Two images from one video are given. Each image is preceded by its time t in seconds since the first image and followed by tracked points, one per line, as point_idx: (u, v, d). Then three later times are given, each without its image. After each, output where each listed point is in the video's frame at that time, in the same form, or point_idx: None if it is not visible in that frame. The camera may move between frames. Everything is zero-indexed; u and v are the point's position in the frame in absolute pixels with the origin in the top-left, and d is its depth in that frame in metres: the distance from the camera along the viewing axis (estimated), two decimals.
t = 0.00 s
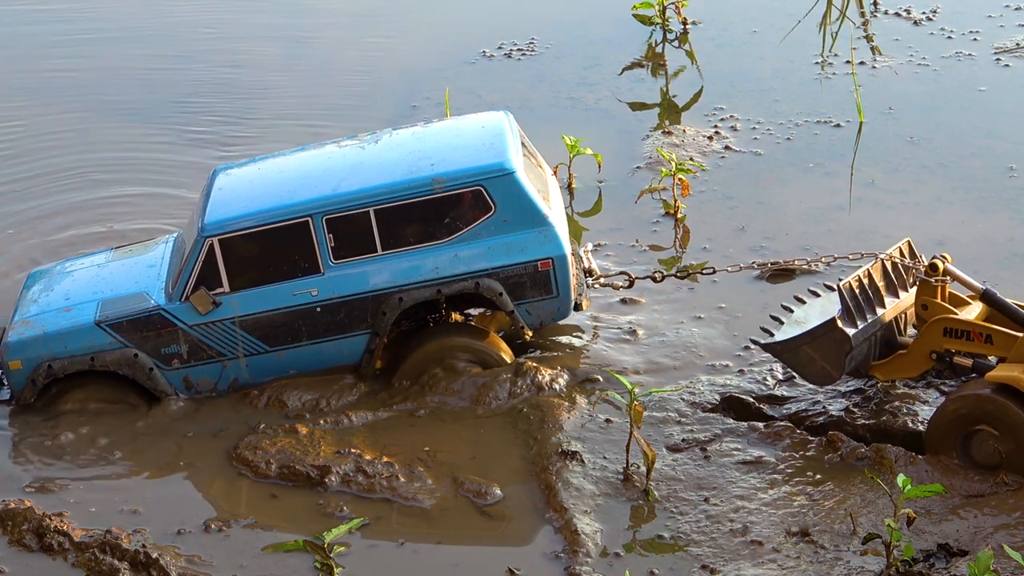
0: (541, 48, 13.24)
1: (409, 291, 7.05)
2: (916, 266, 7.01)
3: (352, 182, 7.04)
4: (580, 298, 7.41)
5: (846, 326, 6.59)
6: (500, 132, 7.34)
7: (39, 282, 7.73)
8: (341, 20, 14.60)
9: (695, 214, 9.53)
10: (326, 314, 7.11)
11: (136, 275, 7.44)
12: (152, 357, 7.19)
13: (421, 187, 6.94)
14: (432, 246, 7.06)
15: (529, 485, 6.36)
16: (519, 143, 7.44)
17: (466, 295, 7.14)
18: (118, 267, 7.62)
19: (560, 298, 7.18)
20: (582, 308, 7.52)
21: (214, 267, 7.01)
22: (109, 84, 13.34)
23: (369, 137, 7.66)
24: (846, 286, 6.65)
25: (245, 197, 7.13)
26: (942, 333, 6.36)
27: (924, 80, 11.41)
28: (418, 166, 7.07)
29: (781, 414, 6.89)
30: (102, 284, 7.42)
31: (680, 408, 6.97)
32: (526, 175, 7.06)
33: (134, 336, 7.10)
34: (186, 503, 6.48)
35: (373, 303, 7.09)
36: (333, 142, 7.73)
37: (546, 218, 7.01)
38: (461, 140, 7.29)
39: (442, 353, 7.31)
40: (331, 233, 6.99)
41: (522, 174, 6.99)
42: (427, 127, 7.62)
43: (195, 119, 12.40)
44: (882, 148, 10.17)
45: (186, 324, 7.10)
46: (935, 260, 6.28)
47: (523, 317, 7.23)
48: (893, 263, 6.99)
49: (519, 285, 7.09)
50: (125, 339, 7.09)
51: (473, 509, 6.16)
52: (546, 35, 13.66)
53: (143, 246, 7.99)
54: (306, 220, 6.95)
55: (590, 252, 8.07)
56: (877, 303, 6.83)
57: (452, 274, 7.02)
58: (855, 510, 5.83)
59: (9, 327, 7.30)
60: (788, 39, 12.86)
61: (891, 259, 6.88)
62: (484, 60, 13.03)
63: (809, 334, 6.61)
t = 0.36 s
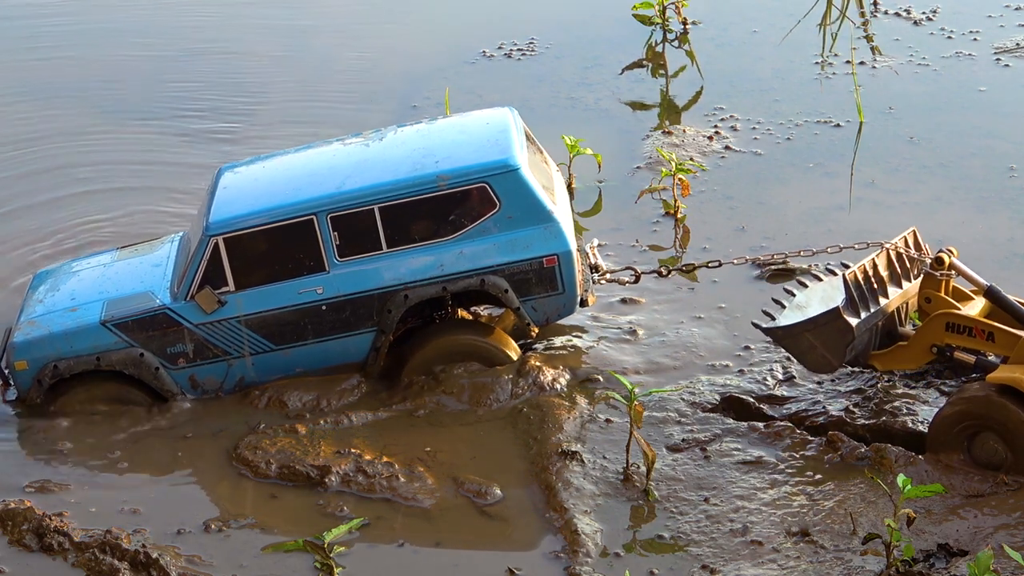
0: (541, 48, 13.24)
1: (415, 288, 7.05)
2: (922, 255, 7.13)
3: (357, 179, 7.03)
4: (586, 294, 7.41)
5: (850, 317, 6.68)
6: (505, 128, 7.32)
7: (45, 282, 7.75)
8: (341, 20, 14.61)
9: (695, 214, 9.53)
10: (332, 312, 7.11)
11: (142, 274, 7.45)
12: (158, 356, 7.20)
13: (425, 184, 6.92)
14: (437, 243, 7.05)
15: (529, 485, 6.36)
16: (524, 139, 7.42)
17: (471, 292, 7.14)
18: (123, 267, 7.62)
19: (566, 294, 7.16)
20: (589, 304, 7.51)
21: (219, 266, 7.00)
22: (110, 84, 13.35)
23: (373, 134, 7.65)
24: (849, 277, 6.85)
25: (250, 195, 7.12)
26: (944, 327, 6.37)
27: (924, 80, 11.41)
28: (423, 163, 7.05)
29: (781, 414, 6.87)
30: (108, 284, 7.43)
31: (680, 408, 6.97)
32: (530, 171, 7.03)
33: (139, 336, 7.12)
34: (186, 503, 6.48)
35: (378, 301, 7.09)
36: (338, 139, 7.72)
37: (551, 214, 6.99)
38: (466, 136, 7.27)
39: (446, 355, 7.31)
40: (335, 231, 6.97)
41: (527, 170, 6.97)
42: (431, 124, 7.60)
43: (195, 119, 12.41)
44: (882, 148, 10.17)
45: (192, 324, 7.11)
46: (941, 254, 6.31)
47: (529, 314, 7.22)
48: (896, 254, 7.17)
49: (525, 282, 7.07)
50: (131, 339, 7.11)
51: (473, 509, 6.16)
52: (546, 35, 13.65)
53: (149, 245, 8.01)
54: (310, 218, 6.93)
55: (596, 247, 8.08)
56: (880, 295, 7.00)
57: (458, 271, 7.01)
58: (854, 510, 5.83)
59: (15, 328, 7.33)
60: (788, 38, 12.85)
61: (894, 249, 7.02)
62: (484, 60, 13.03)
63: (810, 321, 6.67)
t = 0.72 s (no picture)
0: (541, 48, 13.23)
1: (424, 286, 7.02)
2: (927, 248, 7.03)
3: (366, 176, 7.03)
4: (595, 290, 7.38)
5: (853, 306, 6.65)
6: (514, 125, 7.31)
7: (54, 278, 7.75)
8: (341, 19, 14.61)
9: (695, 214, 9.53)
10: (341, 309, 7.10)
11: (150, 271, 7.45)
12: (167, 353, 7.18)
13: (434, 181, 6.92)
14: (446, 241, 7.03)
15: (529, 485, 6.36)
16: (533, 136, 7.41)
17: (479, 289, 7.11)
18: (131, 263, 7.61)
19: (575, 291, 7.12)
20: (598, 300, 7.49)
21: (228, 263, 7.00)
22: (109, 84, 13.35)
23: (382, 131, 7.65)
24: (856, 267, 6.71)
25: (258, 191, 7.12)
26: (947, 322, 6.38)
27: (924, 80, 11.41)
28: (432, 160, 7.05)
29: (781, 414, 6.87)
30: (116, 281, 7.42)
31: (680, 408, 6.97)
32: (540, 168, 7.02)
33: (148, 333, 7.10)
34: (186, 503, 6.48)
35: (387, 298, 7.06)
36: (346, 136, 7.71)
37: (559, 211, 6.96)
38: (475, 133, 7.27)
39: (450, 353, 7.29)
40: (344, 227, 6.96)
41: (536, 167, 6.96)
42: (440, 121, 7.59)
43: (195, 119, 12.41)
44: (881, 148, 10.17)
45: (201, 320, 7.10)
46: (948, 249, 6.27)
47: (538, 311, 7.17)
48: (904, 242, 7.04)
49: (533, 279, 7.04)
50: (139, 335, 7.09)
51: (473, 509, 6.17)
52: (546, 35, 13.65)
53: (157, 241, 8.00)
54: (319, 215, 6.92)
55: (605, 241, 8.05)
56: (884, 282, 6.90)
57: (467, 268, 6.99)
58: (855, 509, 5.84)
59: (23, 325, 7.32)
60: (789, 39, 12.85)
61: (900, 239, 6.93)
62: (484, 60, 13.03)
63: (814, 309, 6.76)
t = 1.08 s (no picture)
0: (541, 48, 13.23)
1: (435, 282, 6.97)
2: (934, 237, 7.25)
3: (377, 172, 6.99)
4: (605, 287, 7.31)
5: (857, 295, 6.92)
6: (525, 121, 7.26)
7: (64, 271, 7.76)
8: (342, 19, 14.61)
9: (696, 214, 9.53)
10: (351, 306, 7.05)
11: (160, 266, 7.45)
12: (177, 349, 7.16)
13: (445, 177, 6.87)
14: (457, 237, 6.98)
15: (529, 485, 6.36)
16: (544, 132, 7.36)
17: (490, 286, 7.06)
18: (141, 258, 7.62)
19: (586, 288, 7.07)
20: (608, 297, 7.42)
21: (239, 259, 6.98)
22: (109, 84, 13.35)
23: (393, 126, 7.61)
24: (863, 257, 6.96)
25: (269, 187, 7.09)
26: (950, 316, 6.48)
27: (924, 80, 11.40)
28: (443, 156, 7.00)
29: (781, 414, 6.87)
30: (126, 275, 7.41)
31: (680, 408, 6.97)
32: (551, 165, 6.97)
33: (158, 329, 7.09)
34: (186, 503, 6.49)
35: (398, 294, 7.02)
36: (357, 131, 7.68)
37: (571, 208, 6.91)
38: (486, 129, 7.22)
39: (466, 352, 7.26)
40: (355, 223, 6.92)
41: (547, 164, 6.91)
42: (451, 117, 7.55)
43: (195, 119, 12.42)
44: (881, 148, 10.17)
45: (211, 316, 7.06)
46: (956, 243, 6.39)
47: (548, 308, 7.12)
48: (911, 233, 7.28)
49: (545, 276, 6.98)
50: (150, 331, 7.08)
51: (473, 509, 6.17)
52: (546, 35, 13.65)
53: (167, 235, 8.02)
54: (330, 211, 6.89)
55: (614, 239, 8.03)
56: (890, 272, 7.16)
57: (478, 265, 6.94)
58: (855, 509, 5.84)
59: (33, 319, 7.32)
60: (789, 38, 12.85)
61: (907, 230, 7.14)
62: (484, 60, 13.03)
63: (818, 296, 7.01)
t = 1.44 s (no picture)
0: (541, 48, 13.23)
1: (444, 280, 6.92)
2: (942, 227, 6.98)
3: (386, 169, 6.92)
4: (615, 285, 7.26)
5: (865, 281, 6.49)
6: (536, 117, 7.18)
7: (74, 264, 7.71)
8: (342, 19, 14.61)
9: (695, 214, 9.53)
10: (361, 303, 7.00)
11: (169, 261, 7.40)
12: (185, 346, 7.10)
13: (455, 176, 6.80)
14: (466, 235, 6.92)
15: (529, 485, 6.36)
16: (555, 128, 7.28)
17: (499, 284, 6.99)
18: (151, 251, 7.58)
19: (596, 286, 6.99)
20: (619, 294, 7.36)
21: (247, 257, 6.91)
22: (110, 84, 13.36)
23: (403, 121, 7.53)
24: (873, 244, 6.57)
25: (278, 183, 7.03)
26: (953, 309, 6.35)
27: (924, 80, 11.40)
28: (453, 154, 6.93)
29: (781, 414, 6.87)
30: (135, 270, 7.36)
31: (680, 408, 6.97)
32: (562, 163, 6.89)
33: (166, 326, 7.03)
34: (186, 504, 6.49)
35: (407, 292, 6.97)
36: (367, 126, 7.61)
37: (581, 207, 6.83)
38: (497, 126, 7.14)
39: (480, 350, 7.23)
40: (364, 221, 6.86)
41: (558, 163, 6.82)
42: (462, 112, 7.47)
43: (195, 119, 12.42)
44: (881, 148, 10.17)
45: (219, 313, 7.01)
46: (966, 236, 6.39)
47: (558, 306, 7.05)
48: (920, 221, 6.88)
49: (554, 275, 6.91)
50: (158, 328, 7.02)
51: (473, 509, 6.17)
52: (546, 35, 13.65)
53: (178, 228, 7.98)
54: (339, 208, 6.82)
55: (625, 235, 7.95)
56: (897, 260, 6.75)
57: (488, 263, 6.88)
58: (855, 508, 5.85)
59: (41, 314, 7.26)
60: (789, 38, 12.85)
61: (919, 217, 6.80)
62: (484, 60, 13.03)
63: (826, 280, 6.51)
